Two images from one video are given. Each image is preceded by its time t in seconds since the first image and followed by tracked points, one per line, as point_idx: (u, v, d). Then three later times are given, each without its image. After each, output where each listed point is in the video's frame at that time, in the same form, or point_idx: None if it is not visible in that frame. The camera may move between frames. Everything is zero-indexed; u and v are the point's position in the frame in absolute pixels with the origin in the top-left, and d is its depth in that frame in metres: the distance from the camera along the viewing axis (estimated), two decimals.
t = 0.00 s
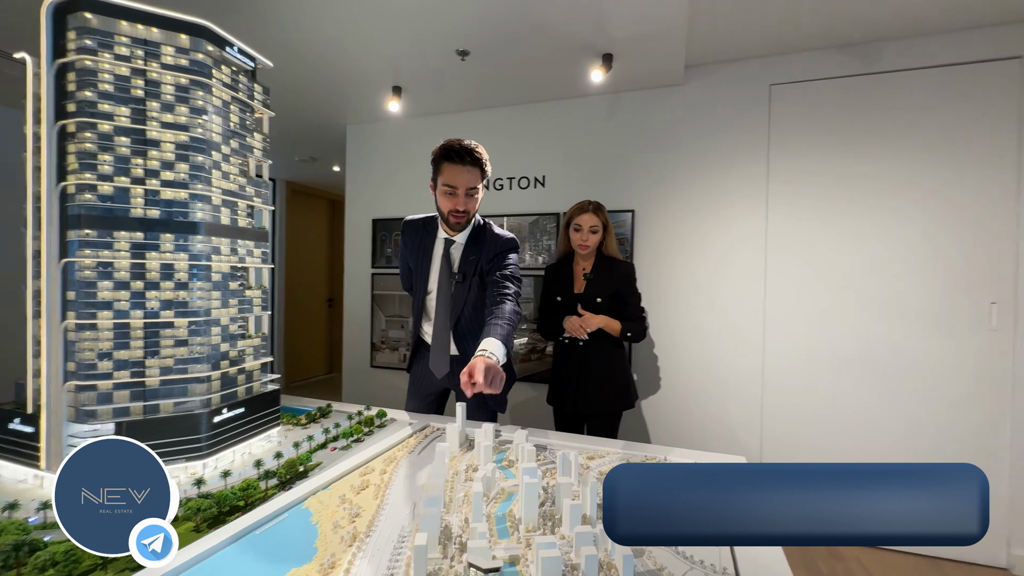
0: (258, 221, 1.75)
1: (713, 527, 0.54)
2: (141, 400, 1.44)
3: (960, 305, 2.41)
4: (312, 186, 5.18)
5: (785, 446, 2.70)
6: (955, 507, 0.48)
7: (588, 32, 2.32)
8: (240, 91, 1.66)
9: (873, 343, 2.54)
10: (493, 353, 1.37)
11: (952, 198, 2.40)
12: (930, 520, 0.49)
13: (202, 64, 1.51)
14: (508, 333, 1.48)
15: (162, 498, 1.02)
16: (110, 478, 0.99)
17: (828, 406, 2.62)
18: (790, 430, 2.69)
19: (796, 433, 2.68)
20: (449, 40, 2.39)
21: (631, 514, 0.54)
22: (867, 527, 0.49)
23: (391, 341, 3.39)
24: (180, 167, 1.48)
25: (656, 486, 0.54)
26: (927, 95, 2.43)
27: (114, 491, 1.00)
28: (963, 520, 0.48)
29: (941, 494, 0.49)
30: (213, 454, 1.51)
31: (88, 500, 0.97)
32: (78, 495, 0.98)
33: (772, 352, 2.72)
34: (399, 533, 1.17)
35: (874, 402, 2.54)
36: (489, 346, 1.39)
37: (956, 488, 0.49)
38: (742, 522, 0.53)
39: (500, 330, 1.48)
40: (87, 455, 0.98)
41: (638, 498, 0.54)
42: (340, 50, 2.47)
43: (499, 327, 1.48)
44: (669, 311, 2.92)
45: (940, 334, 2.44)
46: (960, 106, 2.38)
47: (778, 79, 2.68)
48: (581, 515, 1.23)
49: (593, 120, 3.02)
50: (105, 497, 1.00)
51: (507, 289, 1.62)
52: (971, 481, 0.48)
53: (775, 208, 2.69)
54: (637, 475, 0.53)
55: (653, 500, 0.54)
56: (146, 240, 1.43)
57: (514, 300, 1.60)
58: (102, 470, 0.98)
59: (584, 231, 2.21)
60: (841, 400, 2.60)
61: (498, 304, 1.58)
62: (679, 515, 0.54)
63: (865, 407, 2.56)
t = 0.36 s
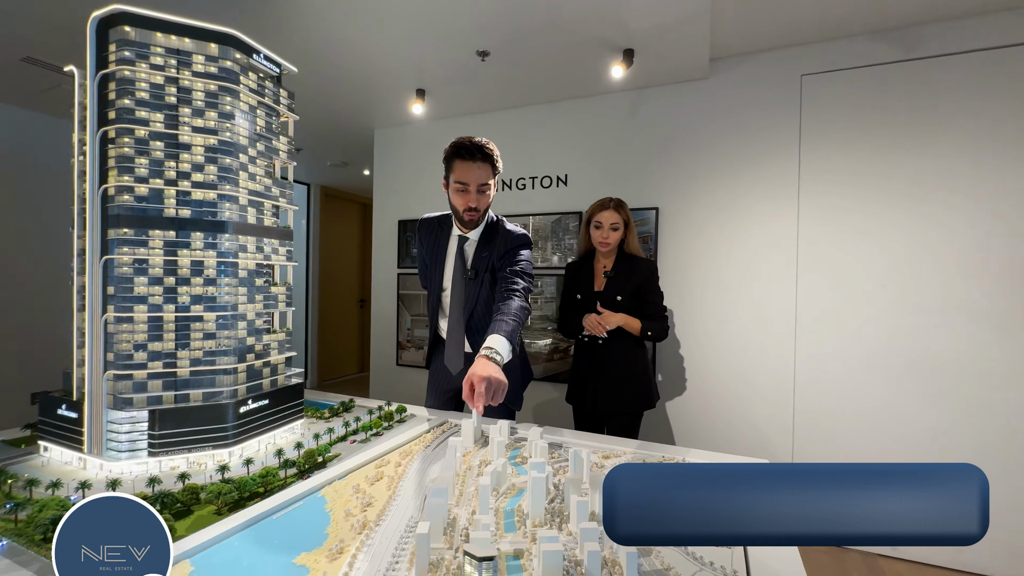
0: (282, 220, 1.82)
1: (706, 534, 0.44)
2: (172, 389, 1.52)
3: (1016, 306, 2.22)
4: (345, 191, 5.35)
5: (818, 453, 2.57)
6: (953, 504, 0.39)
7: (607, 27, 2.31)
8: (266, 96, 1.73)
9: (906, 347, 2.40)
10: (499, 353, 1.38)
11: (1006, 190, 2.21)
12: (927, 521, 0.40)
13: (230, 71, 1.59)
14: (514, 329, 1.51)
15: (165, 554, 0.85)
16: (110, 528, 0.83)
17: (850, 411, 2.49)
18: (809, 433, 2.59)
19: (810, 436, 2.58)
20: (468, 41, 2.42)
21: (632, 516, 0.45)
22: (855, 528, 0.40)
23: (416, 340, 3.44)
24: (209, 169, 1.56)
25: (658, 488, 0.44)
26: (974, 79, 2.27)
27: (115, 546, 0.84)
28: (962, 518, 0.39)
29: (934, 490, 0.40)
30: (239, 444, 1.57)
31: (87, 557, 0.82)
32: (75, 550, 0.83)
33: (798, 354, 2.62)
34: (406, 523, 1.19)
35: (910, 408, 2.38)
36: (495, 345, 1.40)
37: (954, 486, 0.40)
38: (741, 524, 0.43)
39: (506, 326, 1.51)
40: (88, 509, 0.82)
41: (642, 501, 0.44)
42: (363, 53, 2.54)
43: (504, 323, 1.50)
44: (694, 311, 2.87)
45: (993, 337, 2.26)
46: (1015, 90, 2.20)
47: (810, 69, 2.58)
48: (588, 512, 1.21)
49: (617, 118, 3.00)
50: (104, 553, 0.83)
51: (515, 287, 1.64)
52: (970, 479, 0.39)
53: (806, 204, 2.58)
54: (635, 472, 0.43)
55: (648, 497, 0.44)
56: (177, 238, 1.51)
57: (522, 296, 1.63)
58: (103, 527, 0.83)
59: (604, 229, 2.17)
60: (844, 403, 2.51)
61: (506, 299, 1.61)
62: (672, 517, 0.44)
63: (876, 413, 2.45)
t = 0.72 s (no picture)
0: (303, 220, 1.91)
1: (708, 535, 0.48)
2: (199, 378, 1.62)
3: None
4: (375, 193, 5.51)
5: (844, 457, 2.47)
6: (949, 503, 0.46)
7: (619, 23, 2.31)
8: (287, 101, 1.82)
9: (943, 349, 2.26)
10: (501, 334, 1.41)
11: None
12: (926, 521, 0.45)
13: (252, 79, 1.68)
14: (520, 321, 1.52)
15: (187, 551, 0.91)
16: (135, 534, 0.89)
17: (880, 414, 2.39)
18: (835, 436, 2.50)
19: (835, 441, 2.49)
20: (482, 42, 2.46)
21: (634, 516, 0.50)
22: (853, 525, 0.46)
23: (438, 337, 3.52)
24: (233, 172, 1.65)
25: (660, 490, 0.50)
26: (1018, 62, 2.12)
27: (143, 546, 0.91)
28: (961, 518, 0.45)
29: (935, 491, 0.46)
30: (260, 431, 1.65)
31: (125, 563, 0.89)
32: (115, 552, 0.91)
33: (824, 356, 2.53)
34: (407, 509, 1.23)
35: (946, 413, 2.25)
36: (497, 327, 1.43)
37: (954, 486, 0.46)
38: (742, 524, 0.48)
39: (513, 314, 1.53)
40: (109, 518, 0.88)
41: (644, 500, 0.50)
42: (382, 58, 2.63)
43: (511, 311, 1.52)
44: (715, 310, 2.82)
45: None
46: None
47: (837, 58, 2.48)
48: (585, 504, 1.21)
49: (636, 115, 2.98)
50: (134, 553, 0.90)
51: (526, 283, 1.66)
52: (970, 481, 0.46)
53: (835, 198, 2.48)
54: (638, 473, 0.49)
55: (655, 498, 0.49)
56: (204, 237, 1.62)
57: (532, 293, 1.65)
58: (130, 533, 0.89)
59: (618, 225, 2.15)
60: (869, 404, 2.41)
61: (516, 294, 1.63)
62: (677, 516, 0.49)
63: (907, 418, 2.33)
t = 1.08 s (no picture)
0: (318, 223, 2.00)
1: (703, 532, 0.45)
2: (220, 373, 1.72)
3: None
4: (400, 196, 5.65)
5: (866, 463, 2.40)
6: (950, 505, 0.41)
7: (629, 23, 2.31)
8: (302, 110, 1.91)
9: (974, 352, 2.15)
10: (498, 338, 1.47)
11: None
12: (927, 521, 0.41)
13: (270, 90, 1.78)
14: (517, 321, 1.58)
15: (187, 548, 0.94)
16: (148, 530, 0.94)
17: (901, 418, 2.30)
18: (855, 440, 2.42)
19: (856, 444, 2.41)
20: (493, 46, 2.51)
21: (629, 517, 0.46)
22: (853, 526, 0.42)
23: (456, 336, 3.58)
24: (252, 178, 1.75)
25: (656, 494, 0.46)
26: None
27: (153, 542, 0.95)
28: (962, 517, 0.41)
29: (937, 494, 0.42)
30: (276, 425, 1.74)
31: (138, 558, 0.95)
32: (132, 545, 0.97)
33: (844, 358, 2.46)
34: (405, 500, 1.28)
35: (972, 418, 2.16)
36: (496, 332, 1.48)
37: (954, 486, 0.42)
38: (742, 524, 0.44)
39: (510, 315, 1.57)
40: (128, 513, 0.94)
41: (634, 498, 0.46)
42: (398, 64, 2.71)
43: (507, 312, 1.57)
44: (732, 310, 2.78)
45: None
46: None
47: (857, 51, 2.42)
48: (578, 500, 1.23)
49: (650, 114, 2.97)
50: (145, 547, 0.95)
51: (526, 280, 1.69)
52: (970, 484, 0.41)
53: (855, 196, 2.42)
54: (634, 476, 0.46)
55: (650, 501, 0.46)
56: (225, 240, 1.72)
57: (531, 289, 1.68)
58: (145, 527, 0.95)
59: (627, 226, 2.16)
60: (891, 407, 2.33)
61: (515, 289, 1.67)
62: (676, 515, 0.45)
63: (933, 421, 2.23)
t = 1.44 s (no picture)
0: (331, 227, 2.08)
1: (704, 538, 0.28)
2: (238, 369, 1.81)
3: None
4: (419, 198, 5.77)
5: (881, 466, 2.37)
6: (950, 503, 0.25)
7: (633, 26, 2.34)
8: (316, 119, 2.00)
9: (993, 356, 2.13)
10: (496, 329, 1.49)
11: None
12: (925, 522, 0.25)
13: (285, 100, 1.87)
14: (519, 316, 1.60)
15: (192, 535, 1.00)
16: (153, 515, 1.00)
17: (915, 421, 2.28)
18: (868, 442, 2.40)
19: (869, 447, 2.38)
20: (502, 52, 2.57)
21: (633, 516, 0.28)
22: (846, 531, 0.25)
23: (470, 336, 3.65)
24: (267, 185, 1.84)
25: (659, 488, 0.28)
26: None
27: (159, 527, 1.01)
28: (963, 516, 0.25)
29: (930, 489, 0.25)
30: (289, 419, 1.82)
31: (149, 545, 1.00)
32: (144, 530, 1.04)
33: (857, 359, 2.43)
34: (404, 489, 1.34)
35: (986, 422, 2.14)
36: (496, 325, 1.51)
37: (948, 482, 0.25)
38: (738, 526, 0.27)
39: (511, 310, 1.59)
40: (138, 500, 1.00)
41: (644, 497, 0.28)
42: (411, 71, 2.79)
43: (508, 307, 1.58)
44: (744, 311, 2.76)
45: None
46: None
47: (871, 47, 2.38)
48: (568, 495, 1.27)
49: (661, 114, 2.97)
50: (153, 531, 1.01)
51: (528, 278, 1.72)
52: (963, 479, 0.25)
53: (868, 195, 2.39)
54: (640, 469, 0.28)
55: (657, 497, 0.28)
56: (243, 244, 1.82)
57: (533, 287, 1.71)
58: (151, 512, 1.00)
59: (631, 227, 2.17)
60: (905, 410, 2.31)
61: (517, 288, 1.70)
62: (682, 518, 0.28)
63: (946, 425, 2.22)
